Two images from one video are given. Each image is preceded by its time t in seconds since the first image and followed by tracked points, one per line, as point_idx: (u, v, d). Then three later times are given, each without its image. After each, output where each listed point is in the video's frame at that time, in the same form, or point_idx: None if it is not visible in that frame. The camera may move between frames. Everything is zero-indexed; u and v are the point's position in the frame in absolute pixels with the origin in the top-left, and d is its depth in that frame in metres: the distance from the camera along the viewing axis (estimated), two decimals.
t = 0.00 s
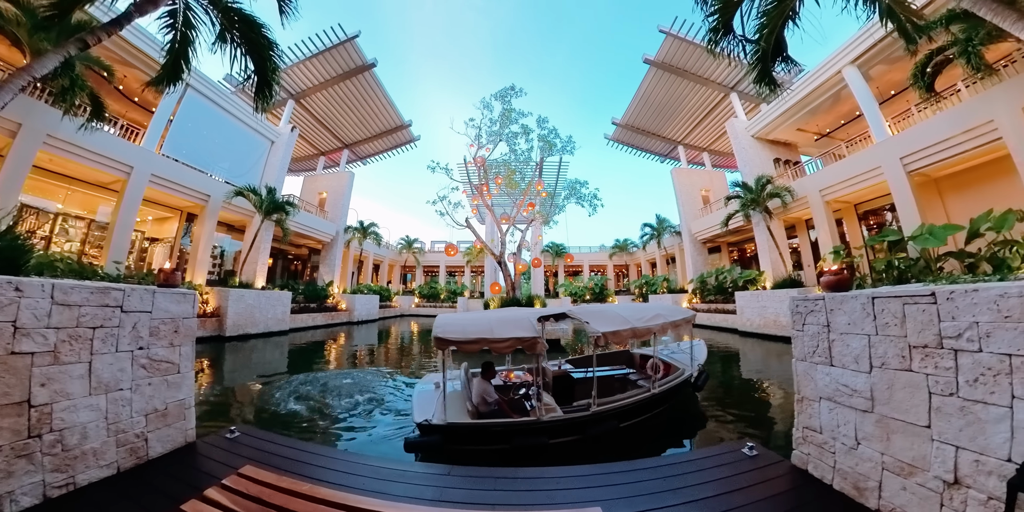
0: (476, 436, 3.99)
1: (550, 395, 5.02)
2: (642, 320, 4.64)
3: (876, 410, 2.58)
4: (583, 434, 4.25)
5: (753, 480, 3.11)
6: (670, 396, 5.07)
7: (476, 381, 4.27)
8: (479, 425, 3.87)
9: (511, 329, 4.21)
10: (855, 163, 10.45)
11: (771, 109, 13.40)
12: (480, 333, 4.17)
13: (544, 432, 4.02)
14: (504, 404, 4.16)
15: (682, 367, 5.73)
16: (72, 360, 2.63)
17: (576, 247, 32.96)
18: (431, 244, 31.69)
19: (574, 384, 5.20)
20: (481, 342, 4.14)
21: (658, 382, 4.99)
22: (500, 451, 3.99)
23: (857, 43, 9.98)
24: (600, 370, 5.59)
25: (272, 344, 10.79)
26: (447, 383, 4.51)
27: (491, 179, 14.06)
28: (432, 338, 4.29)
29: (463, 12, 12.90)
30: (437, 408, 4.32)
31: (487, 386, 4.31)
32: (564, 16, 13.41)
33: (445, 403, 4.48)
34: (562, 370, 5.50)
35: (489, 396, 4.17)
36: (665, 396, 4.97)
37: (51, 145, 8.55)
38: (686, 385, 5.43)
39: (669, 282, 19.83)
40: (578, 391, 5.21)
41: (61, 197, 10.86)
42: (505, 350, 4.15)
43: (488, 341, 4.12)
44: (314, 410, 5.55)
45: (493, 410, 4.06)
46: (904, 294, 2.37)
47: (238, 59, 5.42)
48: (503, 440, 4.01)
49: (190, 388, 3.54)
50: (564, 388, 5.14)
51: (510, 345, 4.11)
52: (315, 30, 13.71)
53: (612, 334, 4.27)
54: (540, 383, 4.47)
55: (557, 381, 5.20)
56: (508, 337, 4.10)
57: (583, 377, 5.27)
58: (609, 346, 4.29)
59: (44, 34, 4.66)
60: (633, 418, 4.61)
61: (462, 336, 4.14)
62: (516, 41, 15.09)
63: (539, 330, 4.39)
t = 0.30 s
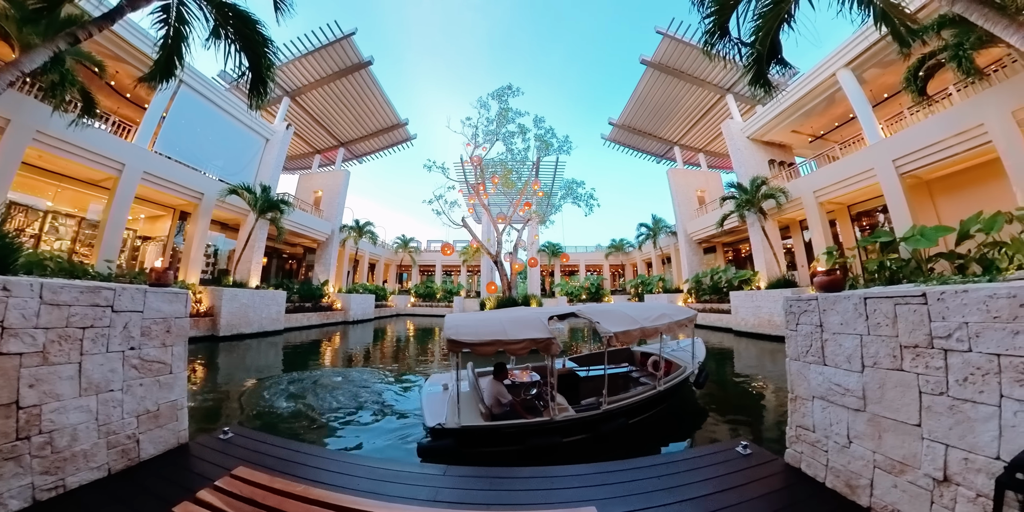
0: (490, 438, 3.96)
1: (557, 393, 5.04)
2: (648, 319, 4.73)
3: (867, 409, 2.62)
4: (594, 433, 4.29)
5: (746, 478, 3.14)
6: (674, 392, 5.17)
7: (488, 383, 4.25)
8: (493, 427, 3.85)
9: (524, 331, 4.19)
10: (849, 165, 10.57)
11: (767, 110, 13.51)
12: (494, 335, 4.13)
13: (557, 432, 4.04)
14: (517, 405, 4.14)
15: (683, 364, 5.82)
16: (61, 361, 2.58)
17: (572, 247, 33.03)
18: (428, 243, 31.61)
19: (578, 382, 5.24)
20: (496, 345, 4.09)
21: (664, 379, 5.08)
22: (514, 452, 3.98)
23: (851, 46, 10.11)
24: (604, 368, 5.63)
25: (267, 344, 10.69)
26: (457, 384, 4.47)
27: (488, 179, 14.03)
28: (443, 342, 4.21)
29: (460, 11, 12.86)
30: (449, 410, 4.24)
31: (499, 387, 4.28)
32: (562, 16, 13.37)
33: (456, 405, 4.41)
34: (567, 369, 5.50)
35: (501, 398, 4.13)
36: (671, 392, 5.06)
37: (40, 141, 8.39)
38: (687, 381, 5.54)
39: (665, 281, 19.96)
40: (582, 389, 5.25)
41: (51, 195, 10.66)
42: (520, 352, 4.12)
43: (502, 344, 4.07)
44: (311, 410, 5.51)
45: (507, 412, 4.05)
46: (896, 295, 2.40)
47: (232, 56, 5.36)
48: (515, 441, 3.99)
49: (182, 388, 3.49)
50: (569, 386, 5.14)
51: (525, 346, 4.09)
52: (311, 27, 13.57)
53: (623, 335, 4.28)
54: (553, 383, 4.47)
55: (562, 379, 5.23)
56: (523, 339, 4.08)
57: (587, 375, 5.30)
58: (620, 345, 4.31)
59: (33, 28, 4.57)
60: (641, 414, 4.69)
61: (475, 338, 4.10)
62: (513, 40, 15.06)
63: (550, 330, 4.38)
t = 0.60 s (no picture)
0: (506, 438, 3.97)
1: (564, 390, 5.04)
2: (654, 317, 4.82)
3: (859, 407, 2.66)
4: (605, 428, 4.42)
5: (739, 476, 3.17)
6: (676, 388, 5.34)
7: (501, 384, 4.25)
8: (509, 427, 3.87)
9: (539, 330, 4.21)
10: (842, 167, 10.73)
11: (762, 112, 13.64)
12: (509, 334, 4.11)
13: (570, 430, 4.10)
14: (530, 404, 4.17)
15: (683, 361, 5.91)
16: (49, 362, 2.53)
17: (568, 246, 33.11)
18: (423, 242, 31.51)
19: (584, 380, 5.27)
20: (512, 345, 4.06)
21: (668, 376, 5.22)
22: (528, 451, 4.00)
23: (845, 50, 10.25)
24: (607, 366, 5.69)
25: (261, 344, 10.59)
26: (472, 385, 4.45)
27: (484, 178, 14.02)
28: (457, 343, 4.14)
29: (458, 10, 12.82)
30: (463, 412, 4.20)
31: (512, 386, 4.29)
32: (560, 17, 13.55)
33: (468, 406, 4.39)
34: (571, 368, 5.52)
35: (515, 397, 4.15)
36: (673, 388, 5.22)
37: (29, 137, 8.23)
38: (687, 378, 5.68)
39: (660, 281, 20.09)
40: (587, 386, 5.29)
41: (39, 192, 10.46)
42: (536, 351, 4.13)
43: (518, 344, 4.05)
44: (308, 410, 5.48)
45: (521, 411, 4.09)
46: (887, 295, 2.45)
47: (226, 52, 5.29)
48: (530, 440, 4.03)
49: (174, 389, 3.44)
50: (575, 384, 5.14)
51: (541, 345, 4.10)
52: (307, 23, 13.43)
53: (633, 332, 4.35)
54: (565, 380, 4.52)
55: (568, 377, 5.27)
56: (539, 338, 4.09)
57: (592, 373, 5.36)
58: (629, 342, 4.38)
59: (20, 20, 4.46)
60: (647, 409, 4.83)
61: (492, 338, 4.05)
62: (511, 39, 15.05)
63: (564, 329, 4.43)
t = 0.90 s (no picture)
0: (522, 437, 3.99)
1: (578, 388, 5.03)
2: (658, 314, 4.95)
3: (852, 406, 2.70)
4: (616, 423, 4.53)
5: (735, 475, 3.20)
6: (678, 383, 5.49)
7: (517, 382, 4.30)
8: (526, 425, 3.87)
9: (554, 327, 4.21)
10: (835, 168, 10.88)
11: (757, 114, 13.78)
12: (525, 332, 4.08)
13: (585, 426, 4.17)
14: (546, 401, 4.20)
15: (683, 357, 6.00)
16: (36, 362, 2.48)
17: (564, 246, 33.20)
18: (419, 241, 31.37)
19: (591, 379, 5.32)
20: (529, 342, 4.04)
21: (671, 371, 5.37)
22: (543, 448, 4.04)
23: (839, 53, 10.38)
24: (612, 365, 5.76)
25: (255, 344, 10.48)
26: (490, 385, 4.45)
27: (480, 177, 14.00)
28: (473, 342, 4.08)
29: (455, 9, 12.77)
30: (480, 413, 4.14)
31: (528, 384, 4.31)
32: (559, 17, 13.68)
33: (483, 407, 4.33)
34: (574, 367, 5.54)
35: (530, 395, 4.19)
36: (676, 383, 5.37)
37: (15, 132, 8.05)
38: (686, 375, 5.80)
39: (655, 281, 20.23)
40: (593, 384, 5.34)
41: (27, 189, 10.25)
42: (551, 348, 4.11)
43: (535, 340, 4.04)
44: (304, 409, 5.45)
45: (537, 409, 4.11)
46: (880, 295, 2.49)
47: (220, 48, 5.21)
48: (545, 437, 4.08)
49: (165, 390, 3.38)
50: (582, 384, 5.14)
51: (556, 342, 4.07)
52: (302, 20, 13.28)
53: (640, 328, 4.47)
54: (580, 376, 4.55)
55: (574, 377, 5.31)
56: (555, 335, 4.08)
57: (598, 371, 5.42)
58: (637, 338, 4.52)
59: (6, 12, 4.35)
60: (653, 404, 4.96)
61: (509, 336, 4.01)
62: (507, 38, 15.02)
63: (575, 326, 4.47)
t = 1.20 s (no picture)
0: (541, 433, 4.04)
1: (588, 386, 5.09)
2: (660, 311, 5.12)
3: (844, 404, 2.74)
4: (626, 416, 4.67)
5: (729, 473, 3.23)
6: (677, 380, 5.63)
7: (533, 380, 4.35)
8: (545, 421, 3.91)
9: (568, 324, 4.26)
10: (828, 170, 11.03)
11: (752, 115, 13.90)
12: (541, 329, 4.11)
13: (599, 420, 4.27)
14: (561, 398, 4.29)
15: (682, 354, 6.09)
16: (23, 363, 2.42)
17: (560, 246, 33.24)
18: (414, 240, 31.23)
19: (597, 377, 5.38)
20: (546, 338, 4.08)
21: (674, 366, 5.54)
22: (561, 444, 4.12)
23: (833, 56, 10.51)
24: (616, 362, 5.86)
25: (248, 344, 10.36)
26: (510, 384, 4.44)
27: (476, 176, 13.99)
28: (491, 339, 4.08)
29: (452, 7, 12.73)
30: (498, 411, 4.15)
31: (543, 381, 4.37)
32: (556, 18, 13.70)
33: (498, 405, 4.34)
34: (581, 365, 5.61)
35: (547, 391, 4.27)
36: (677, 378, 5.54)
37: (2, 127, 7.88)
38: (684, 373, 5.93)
39: (651, 280, 20.36)
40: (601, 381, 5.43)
41: (15, 186, 10.02)
42: (566, 343, 4.18)
43: (552, 337, 4.08)
44: (300, 409, 5.41)
45: (554, 405, 4.20)
46: (872, 295, 2.53)
47: (213, 43, 5.14)
48: (562, 433, 4.15)
49: (156, 391, 3.33)
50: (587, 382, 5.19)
51: (571, 338, 4.13)
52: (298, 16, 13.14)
53: (645, 325, 4.62)
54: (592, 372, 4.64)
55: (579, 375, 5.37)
56: (570, 331, 4.13)
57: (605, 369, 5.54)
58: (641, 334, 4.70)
59: None
60: (656, 399, 5.11)
61: (526, 334, 4.03)
62: (504, 37, 15.00)
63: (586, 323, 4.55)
